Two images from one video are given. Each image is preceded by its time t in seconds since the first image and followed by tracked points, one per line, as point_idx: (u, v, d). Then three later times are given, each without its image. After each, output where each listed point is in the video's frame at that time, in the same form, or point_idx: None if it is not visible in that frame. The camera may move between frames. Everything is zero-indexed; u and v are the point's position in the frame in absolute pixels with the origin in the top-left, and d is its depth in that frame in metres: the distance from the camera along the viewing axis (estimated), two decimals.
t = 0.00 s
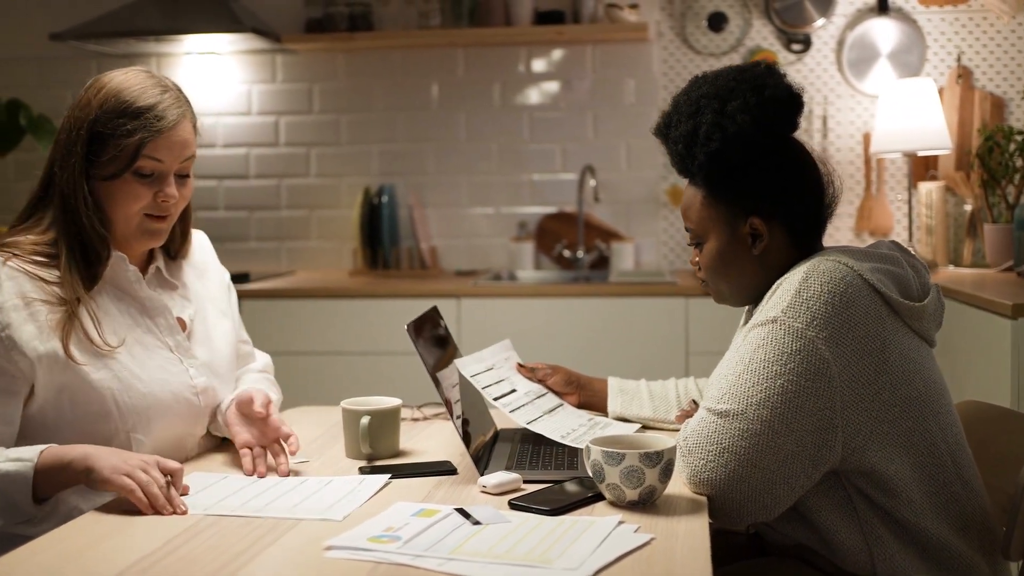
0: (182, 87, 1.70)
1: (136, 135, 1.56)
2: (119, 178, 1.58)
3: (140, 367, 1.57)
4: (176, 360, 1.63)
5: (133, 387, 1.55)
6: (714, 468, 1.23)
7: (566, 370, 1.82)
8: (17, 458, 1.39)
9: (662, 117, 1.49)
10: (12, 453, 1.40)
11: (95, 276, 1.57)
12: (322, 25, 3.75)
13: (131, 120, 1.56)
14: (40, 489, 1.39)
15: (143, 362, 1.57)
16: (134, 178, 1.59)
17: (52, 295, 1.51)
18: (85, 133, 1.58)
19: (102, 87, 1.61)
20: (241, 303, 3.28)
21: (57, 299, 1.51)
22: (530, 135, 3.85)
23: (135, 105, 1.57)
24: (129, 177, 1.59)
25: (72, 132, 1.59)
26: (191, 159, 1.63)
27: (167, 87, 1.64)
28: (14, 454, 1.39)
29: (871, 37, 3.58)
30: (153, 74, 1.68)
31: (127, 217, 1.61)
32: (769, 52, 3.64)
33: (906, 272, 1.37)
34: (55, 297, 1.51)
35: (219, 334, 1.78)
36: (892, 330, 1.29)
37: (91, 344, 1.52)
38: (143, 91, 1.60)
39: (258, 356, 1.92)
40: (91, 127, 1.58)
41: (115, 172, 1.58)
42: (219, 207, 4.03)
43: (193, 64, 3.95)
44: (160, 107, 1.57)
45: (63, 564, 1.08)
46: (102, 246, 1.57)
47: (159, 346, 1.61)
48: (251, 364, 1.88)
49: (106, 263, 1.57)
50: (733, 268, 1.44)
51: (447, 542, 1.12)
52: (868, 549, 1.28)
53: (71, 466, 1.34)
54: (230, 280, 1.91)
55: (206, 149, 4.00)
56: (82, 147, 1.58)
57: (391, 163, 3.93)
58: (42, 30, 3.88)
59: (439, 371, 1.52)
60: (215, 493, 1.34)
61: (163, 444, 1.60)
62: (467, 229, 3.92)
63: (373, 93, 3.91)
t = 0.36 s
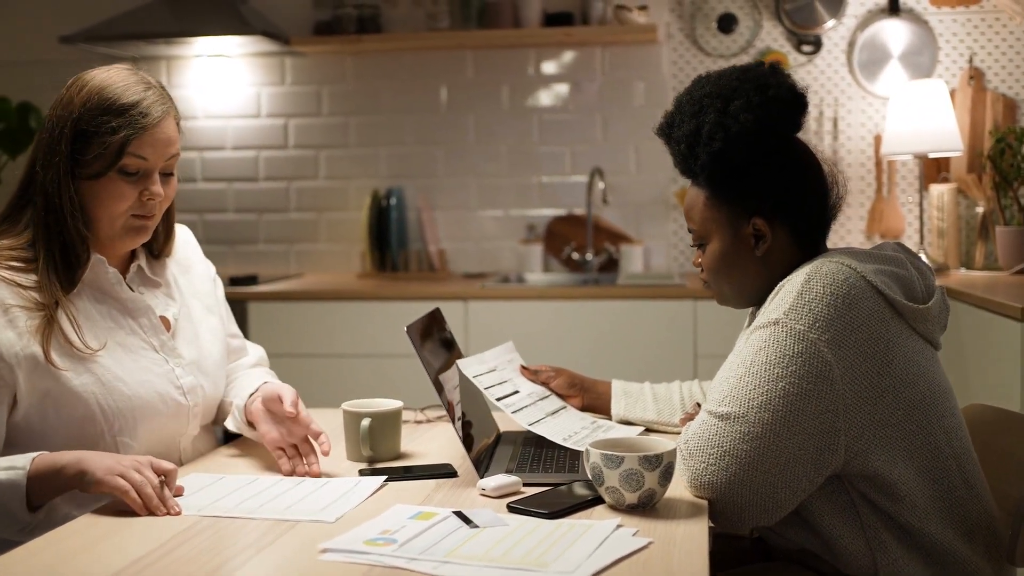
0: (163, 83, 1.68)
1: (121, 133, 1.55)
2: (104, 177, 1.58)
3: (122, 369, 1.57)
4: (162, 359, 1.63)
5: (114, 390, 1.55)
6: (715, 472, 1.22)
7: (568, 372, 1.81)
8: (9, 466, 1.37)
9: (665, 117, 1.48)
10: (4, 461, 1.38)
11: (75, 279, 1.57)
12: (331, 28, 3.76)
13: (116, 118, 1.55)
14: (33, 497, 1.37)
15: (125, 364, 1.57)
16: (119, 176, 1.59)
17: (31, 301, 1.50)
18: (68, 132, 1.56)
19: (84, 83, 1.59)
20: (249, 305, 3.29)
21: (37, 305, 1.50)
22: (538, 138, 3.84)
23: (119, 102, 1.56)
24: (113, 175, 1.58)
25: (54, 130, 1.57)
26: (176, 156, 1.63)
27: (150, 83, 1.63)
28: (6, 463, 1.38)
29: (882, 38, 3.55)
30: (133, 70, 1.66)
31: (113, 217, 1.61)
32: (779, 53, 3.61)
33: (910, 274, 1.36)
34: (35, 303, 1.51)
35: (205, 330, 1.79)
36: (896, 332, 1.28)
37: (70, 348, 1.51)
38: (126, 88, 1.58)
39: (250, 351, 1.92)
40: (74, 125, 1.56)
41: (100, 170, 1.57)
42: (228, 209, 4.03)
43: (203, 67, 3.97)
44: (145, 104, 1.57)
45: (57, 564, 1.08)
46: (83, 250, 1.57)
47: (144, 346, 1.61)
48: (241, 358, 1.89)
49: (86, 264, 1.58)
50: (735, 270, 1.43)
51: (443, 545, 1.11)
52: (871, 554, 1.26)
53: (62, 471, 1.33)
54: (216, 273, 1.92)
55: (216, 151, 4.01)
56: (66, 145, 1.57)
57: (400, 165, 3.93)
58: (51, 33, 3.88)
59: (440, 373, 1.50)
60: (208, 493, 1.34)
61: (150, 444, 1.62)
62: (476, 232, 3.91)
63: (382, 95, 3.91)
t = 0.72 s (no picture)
0: (159, 85, 1.71)
1: (113, 132, 1.57)
2: (96, 177, 1.59)
3: (115, 376, 1.58)
4: (155, 364, 1.64)
5: (104, 396, 1.56)
6: (719, 478, 1.20)
7: (575, 376, 1.81)
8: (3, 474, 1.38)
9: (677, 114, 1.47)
10: None
11: (66, 283, 1.58)
12: (343, 31, 3.76)
13: (108, 117, 1.57)
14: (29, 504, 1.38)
15: (117, 370, 1.59)
16: (112, 176, 1.60)
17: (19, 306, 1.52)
18: (62, 132, 1.59)
19: (79, 86, 1.62)
20: (260, 308, 3.29)
21: (26, 310, 1.52)
22: (550, 141, 3.83)
23: (112, 102, 1.58)
24: (106, 175, 1.60)
25: (49, 131, 1.60)
26: (171, 156, 1.65)
27: (145, 86, 1.66)
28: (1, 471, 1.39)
29: (896, 40, 3.52)
30: (130, 73, 1.70)
31: (106, 218, 1.63)
32: (793, 55, 3.58)
33: (917, 277, 1.34)
34: (25, 308, 1.52)
35: (201, 334, 1.80)
36: (902, 337, 1.26)
37: (59, 353, 1.52)
38: (120, 89, 1.62)
39: (252, 351, 1.94)
40: (68, 124, 1.59)
41: (93, 169, 1.59)
42: (240, 212, 4.04)
43: (216, 71, 3.99)
44: (138, 104, 1.59)
45: (56, 565, 1.07)
46: (73, 253, 1.59)
47: (138, 351, 1.63)
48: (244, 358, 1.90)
49: (78, 270, 1.59)
50: (742, 270, 1.41)
51: (443, 549, 1.10)
52: (876, 560, 1.25)
53: (58, 479, 1.34)
54: (213, 274, 1.95)
55: (230, 155, 4.02)
56: (60, 145, 1.59)
57: (412, 168, 3.93)
58: (64, 36, 3.90)
59: (449, 379, 1.51)
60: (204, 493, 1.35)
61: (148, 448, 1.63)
62: (488, 235, 3.91)
63: (394, 98, 3.91)
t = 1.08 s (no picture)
0: (158, 83, 1.74)
1: (119, 130, 1.60)
2: (105, 175, 1.62)
3: (116, 378, 1.59)
4: (157, 366, 1.65)
5: (103, 398, 1.56)
6: (724, 481, 1.19)
7: (584, 378, 1.80)
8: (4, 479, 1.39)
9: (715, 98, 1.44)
10: None
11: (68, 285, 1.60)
12: (357, 33, 3.77)
13: (113, 116, 1.60)
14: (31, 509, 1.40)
15: (116, 374, 1.59)
16: (119, 174, 1.63)
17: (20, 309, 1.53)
18: (66, 133, 1.61)
19: (80, 85, 1.64)
20: (273, 310, 3.30)
21: (25, 313, 1.53)
22: (565, 143, 3.82)
23: (115, 101, 1.61)
24: (114, 173, 1.62)
25: (51, 132, 1.62)
26: (175, 151, 1.68)
27: (144, 83, 1.68)
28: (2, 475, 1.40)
29: (913, 41, 3.49)
30: (129, 71, 1.72)
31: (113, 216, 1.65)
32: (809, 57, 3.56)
33: (927, 277, 1.32)
34: (25, 311, 1.54)
35: (202, 333, 1.82)
36: (912, 339, 1.24)
37: (60, 356, 1.53)
38: (123, 86, 1.64)
39: (251, 354, 1.96)
40: (72, 125, 1.60)
41: (100, 168, 1.61)
42: (256, 215, 4.05)
43: (232, 74, 4.00)
44: (141, 102, 1.62)
45: (52, 564, 1.07)
46: (77, 253, 1.61)
47: (140, 352, 1.64)
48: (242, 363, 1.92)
49: (81, 270, 1.61)
50: (758, 266, 1.39)
51: (444, 551, 1.09)
52: (884, 565, 1.23)
53: (62, 482, 1.37)
54: (217, 276, 1.98)
55: (245, 157, 4.04)
56: (65, 145, 1.61)
57: (426, 171, 3.93)
58: (80, 40, 3.92)
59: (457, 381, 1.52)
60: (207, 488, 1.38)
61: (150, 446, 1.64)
62: (503, 237, 3.91)
63: (409, 100, 3.91)
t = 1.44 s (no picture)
0: (164, 85, 1.75)
1: (130, 135, 1.61)
2: (113, 179, 1.63)
3: (121, 377, 1.60)
4: (163, 365, 1.67)
5: (110, 396, 1.57)
6: (730, 484, 1.18)
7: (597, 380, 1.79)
8: (25, 483, 1.42)
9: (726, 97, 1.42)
10: (19, 476, 1.43)
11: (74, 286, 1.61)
12: (373, 35, 3.77)
13: (123, 120, 1.61)
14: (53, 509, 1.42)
15: (121, 371, 1.60)
16: (127, 178, 1.64)
17: (29, 308, 1.54)
18: (75, 136, 1.61)
19: (88, 88, 1.65)
20: (289, 311, 3.31)
21: (34, 312, 1.54)
22: (581, 144, 3.81)
23: (126, 105, 1.62)
24: (123, 177, 1.63)
25: (59, 135, 1.62)
26: (180, 157, 1.69)
27: (152, 86, 1.69)
28: (21, 480, 1.42)
29: (932, 42, 3.46)
30: (135, 73, 1.72)
31: (122, 220, 1.66)
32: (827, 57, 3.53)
33: (939, 279, 1.31)
34: (33, 310, 1.54)
35: (207, 332, 1.83)
36: (923, 341, 1.23)
37: (68, 354, 1.54)
38: (132, 90, 1.65)
39: (253, 362, 1.97)
40: (83, 129, 1.61)
41: (109, 171, 1.62)
42: (273, 216, 4.07)
43: (250, 76, 4.02)
44: (150, 106, 1.63)
45: (51, 565, 1.07)
46: (84, 252, 1.61)
47: (145, 351, 1.65)
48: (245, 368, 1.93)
49: (88, 270, 1.62)
50: (767, 267, 1.38)
51: (446, 552, 1.09)
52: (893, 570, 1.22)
53: (79, 485, 1.37)
54: (224, 282, 1.99)
55: (262, 159, 4.05)
56: (74, 148, 1.61)
57: (443, 172, 3.93)
58: (100, 43, 3.95)
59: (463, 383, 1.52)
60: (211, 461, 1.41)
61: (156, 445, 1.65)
62: (519, 238, 3.90)
63: (425, 102, 3.92)
